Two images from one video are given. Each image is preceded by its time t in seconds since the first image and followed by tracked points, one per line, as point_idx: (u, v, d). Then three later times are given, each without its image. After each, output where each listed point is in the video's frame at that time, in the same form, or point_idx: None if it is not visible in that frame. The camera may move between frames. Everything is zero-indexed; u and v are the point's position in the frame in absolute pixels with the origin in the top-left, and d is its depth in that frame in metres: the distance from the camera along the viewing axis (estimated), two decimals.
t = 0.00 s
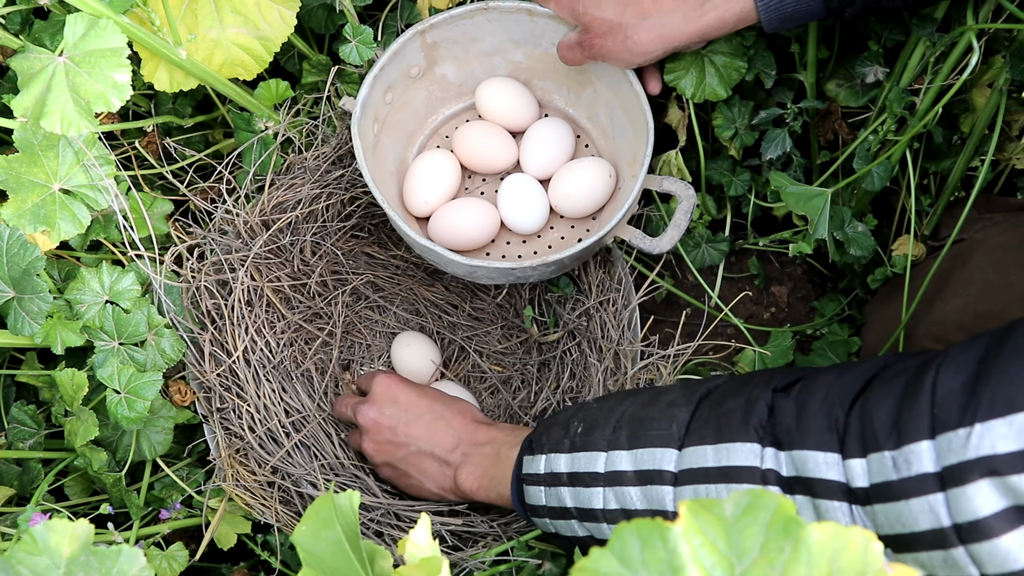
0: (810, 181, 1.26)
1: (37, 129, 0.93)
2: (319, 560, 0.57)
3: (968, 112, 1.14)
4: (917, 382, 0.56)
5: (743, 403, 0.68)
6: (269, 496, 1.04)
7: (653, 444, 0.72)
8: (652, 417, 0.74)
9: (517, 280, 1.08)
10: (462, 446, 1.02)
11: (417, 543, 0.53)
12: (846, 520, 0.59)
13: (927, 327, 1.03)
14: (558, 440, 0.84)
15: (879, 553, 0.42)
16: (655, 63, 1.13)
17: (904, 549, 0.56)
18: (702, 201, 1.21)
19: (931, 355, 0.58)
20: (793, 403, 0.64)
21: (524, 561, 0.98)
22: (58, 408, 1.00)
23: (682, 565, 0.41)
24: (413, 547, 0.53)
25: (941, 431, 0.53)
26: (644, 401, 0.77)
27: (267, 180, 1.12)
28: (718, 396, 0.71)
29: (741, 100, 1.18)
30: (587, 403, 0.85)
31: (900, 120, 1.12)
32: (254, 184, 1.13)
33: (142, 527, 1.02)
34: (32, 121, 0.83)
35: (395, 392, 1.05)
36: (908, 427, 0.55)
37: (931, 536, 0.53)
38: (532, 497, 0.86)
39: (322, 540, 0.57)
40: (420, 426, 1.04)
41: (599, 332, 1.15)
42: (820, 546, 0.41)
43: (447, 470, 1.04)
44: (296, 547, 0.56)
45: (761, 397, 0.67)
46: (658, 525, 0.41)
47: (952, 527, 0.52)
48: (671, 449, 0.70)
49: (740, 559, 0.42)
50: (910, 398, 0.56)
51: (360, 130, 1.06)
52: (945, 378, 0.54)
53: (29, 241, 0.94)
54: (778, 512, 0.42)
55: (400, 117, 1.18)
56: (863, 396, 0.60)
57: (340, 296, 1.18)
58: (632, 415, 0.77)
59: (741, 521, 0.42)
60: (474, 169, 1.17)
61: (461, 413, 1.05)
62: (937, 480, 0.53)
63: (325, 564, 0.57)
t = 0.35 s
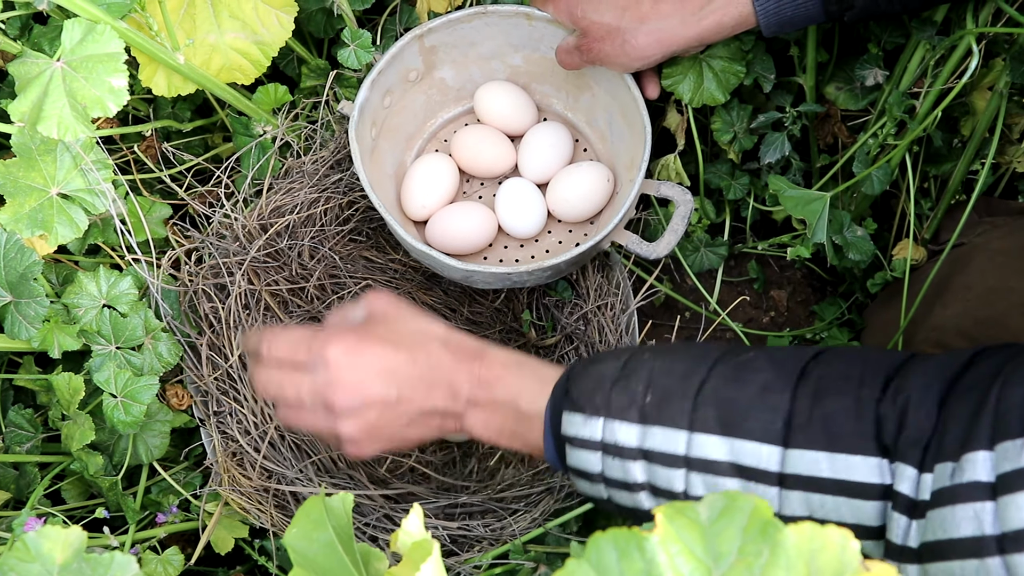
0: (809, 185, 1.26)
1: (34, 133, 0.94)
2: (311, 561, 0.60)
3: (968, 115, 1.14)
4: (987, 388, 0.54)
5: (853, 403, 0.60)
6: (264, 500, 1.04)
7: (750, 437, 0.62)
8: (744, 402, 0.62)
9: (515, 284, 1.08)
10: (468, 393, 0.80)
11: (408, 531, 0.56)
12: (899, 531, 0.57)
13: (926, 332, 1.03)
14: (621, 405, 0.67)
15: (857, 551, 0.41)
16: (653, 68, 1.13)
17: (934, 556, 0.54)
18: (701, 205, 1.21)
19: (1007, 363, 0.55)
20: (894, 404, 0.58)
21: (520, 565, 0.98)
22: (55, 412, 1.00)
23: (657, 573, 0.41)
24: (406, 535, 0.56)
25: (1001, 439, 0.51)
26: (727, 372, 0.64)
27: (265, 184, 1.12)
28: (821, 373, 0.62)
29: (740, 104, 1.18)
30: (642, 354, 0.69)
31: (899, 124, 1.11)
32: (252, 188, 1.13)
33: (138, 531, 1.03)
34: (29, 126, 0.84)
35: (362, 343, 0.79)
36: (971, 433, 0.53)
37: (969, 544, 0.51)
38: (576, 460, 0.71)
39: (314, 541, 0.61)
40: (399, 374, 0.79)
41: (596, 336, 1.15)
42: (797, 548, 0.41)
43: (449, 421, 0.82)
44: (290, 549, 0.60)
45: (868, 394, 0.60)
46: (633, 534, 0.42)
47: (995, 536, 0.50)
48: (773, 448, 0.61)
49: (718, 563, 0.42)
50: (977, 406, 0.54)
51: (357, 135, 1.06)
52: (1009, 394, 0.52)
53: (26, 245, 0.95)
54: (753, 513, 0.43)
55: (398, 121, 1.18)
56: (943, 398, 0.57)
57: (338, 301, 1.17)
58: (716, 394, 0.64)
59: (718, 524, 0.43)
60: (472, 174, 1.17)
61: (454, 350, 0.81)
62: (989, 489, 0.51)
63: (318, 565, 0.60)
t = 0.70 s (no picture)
0: (798, 191, 1.26)
1: (22, 138, 0.94)
2: (295, 563, 0.62)
3: (955, 122, 1.14)
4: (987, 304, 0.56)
5: (858, 275, 0.62)
6: (252, 504, 1.04)
7: (749, 276, 0.65)
8: (759, 248, 0.66)
9: (504, 290, 1.08)
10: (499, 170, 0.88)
11: (390, 537, 0.57)
12: (885, 420, 0.58)
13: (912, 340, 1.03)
14: (646, 216, 0.70)
15: (832, 555, 0.45)
16: (642, 75, 1.14)
17: (929, 459, 0.56)
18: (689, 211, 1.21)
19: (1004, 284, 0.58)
20: (887, 299, 0.60)
21: (507, 569, 0.98)
22: (43, 416, 1.00)
23: (633, 573, 0.44)
24: (386, 541, 0.57)
25: (1003, 348, 0.53)
26: (755, 224, 0.68)
27: (255, 189, 1.12)
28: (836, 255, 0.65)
29: (729, 111, 1.18)
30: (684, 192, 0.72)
31: (886, 131, 1.12)
32: (242, 193, 1.14)
33: (126, 536, 1.03)
34: (16, 131, 0.84)
35: (447, 94, 0.99)
36: (972, 343, 0.55)
37: (965, 450, 0.54)
38: (581, 254, 0.73)
39: (297, 544, 0.62)
40: (472, 125, 0.94)
41: (585, 341, 1.15)
42: (772, 551, 0.44)
43: (489, 181, 0.88)
44: (273, 552, 0.61)
45: (871, 275, 0.62)
46: (611, 535, 0.44)
47: (992, 443, 0.53)
48: (767, 291, 0.64)
49: (696, 563, 0.45)
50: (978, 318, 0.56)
51: (347, 141, 1.06)
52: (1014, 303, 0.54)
53: (14, 249, 0.95)
54: (732, 517, 0.45)
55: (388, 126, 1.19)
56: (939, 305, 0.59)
57: (328, 305, 1.18)
58: (737, 234, 0.67)
59: (697, 527, 0.45)
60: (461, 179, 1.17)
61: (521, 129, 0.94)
62: (988, 396, 0.53)
63: (302, 567, 0.62)
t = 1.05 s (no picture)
0: (795, 198, 1.26)
1: (19, 141, 0.94)
2: (288, 565, 0.61)
3: (950, 129, 1.15)
4: (980, 277, 0.55)
5: (815, 259, 0.64)
6: (246, 509, 1.04)
7: (705, 268, 0.66)
8: (716, 243, 0.67)
9: (501, 295, 1.08)
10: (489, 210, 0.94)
11: (384, 540, 0.56)
12: (872, 397, 0.57)
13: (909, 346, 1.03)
14: (608, 228, 0.73)
15: (848, 568, 0.45)
16: (639, 81, 1.14)
17: (925, 436, 0.54)
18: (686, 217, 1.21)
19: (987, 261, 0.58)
20: (859, 280, 0.61)
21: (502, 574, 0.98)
22: (36, 419, 1.00)
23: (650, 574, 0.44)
24: (381, 544, 0.56)
25: (1003, 319, 0.52)
26: (713, 225, 0.70)
27: (251, 195, 1.12)
28: (793, 246, 0.66)
29: (725, 117, 1.19)
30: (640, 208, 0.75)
31: (883, 137, 1.12)
32: (238, 198, 1.14)
33: (120, 541, 1.02)
34: (13, 133, 0.83)
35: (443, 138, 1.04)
36: (966, 315, 0.54)
37: (963, 425, 0.52)
38: (551, 271, 0.75)
39: (292, 547, 0.62)
40: (462, 169, 1.00)
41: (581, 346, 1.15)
42: (790, 560, 0.44)
43: (473, 222, 0.95)
44: (266, 555, 0.61)
45: (834, 260, 0.63)
46: (629, 534, 0.44)
47: (993, 418, 0.51)
48: (723, 278, 0.65)
49: (710, 569, 0.45)
50: (970, 290, 0.55)
51: (344, 145, 1.06)
52: (1011, 271, 0.53)
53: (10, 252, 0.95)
54: (750, 524, 0.45)
55: (385, 132, 1.19)
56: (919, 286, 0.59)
57: (324, 310, 1.18)
58: (694, 234, 0.69)
59: (713, 533, 0.45)
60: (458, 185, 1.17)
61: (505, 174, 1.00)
62: (987, 368, 0.52)
63: (295, 570, 0.61)
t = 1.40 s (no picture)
0: (789, 201, 1.28)
1: (19, 138, 0.94)
2: (292, 560, 0.62)
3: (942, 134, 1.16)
4: (1013, 342, 0.52)
5: (850, 323, 0.60)
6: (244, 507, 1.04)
7: (730, 328, 0.62)
8: (740, 297, 0.64)
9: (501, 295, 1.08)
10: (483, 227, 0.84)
11: (390, 534, 0.56)
12: (912, 483, 0.53)
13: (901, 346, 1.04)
14: (617, 271, 0.69)
15: (828, 546, 0.44)
16: (637, 84, 1.15)
17: (969, 520, 0.51)
18: (683, 219, 1.22)
19: None
20: (891, 341, 0.57)
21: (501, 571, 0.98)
22: (34, 416, 1.00)
23: (637, 565, 0.44)
24: (386, 538, 0.56)
25: None
26: (732, 271, 0.66)
27: (250, 193, 1.12)
28: (822, 300, 0.63)
29: (722, 121, 1.20)
30: (657, 239, 0.71)
31: (876, 140, 1.13)
32: (237, 197, 1.14)
33: (117, 538, 1.02)
34: (14, 129, 0.84)
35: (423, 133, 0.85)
36: (1002, 385, 0.50)
37: (1012, 508, 0.49)
38: (556, 319, 0.72)
39: (295, 542, 0.62)
40: (446, 188, 0.85)
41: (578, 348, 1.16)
42: (771, 542, 0.44)
43: (459, 246, 0.86)
44: (270, 550, 0.61)
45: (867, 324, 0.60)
46: (613, 528, 0.44)
47: None
48: (754, 344, 0.61)
49: (695, 557, 0.45)
50: (1007, 357, 0.51)
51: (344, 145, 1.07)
52: None
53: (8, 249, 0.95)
54: (729, 510, 0.45)
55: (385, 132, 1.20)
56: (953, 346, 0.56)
57: (322, 309, 1.18)
58: (714, 283, 0.65)
59: (694, 520, 0.45)
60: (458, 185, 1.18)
61: (494, 183, 0.86)
62: None
63: (299, 565, 0.62)
